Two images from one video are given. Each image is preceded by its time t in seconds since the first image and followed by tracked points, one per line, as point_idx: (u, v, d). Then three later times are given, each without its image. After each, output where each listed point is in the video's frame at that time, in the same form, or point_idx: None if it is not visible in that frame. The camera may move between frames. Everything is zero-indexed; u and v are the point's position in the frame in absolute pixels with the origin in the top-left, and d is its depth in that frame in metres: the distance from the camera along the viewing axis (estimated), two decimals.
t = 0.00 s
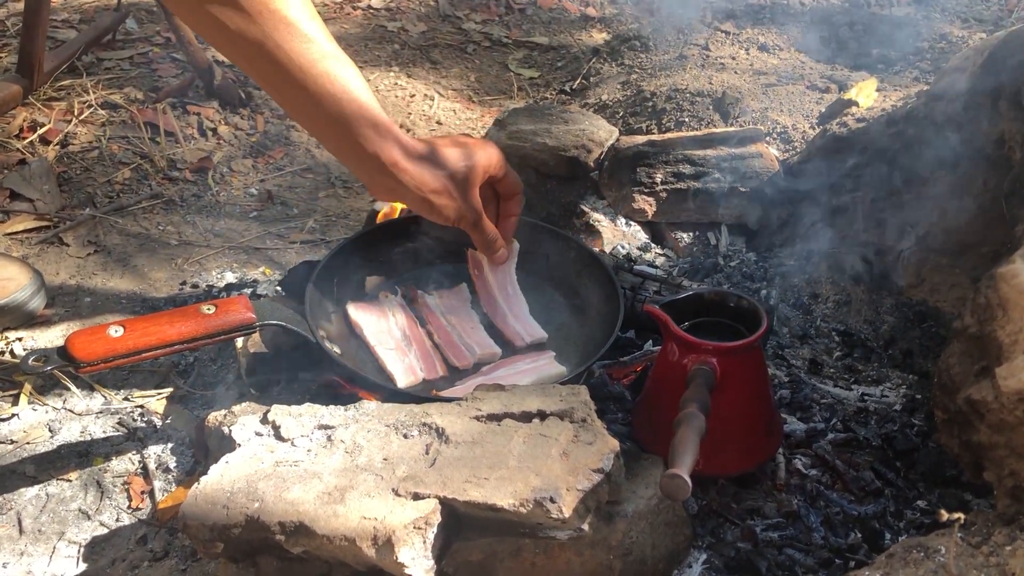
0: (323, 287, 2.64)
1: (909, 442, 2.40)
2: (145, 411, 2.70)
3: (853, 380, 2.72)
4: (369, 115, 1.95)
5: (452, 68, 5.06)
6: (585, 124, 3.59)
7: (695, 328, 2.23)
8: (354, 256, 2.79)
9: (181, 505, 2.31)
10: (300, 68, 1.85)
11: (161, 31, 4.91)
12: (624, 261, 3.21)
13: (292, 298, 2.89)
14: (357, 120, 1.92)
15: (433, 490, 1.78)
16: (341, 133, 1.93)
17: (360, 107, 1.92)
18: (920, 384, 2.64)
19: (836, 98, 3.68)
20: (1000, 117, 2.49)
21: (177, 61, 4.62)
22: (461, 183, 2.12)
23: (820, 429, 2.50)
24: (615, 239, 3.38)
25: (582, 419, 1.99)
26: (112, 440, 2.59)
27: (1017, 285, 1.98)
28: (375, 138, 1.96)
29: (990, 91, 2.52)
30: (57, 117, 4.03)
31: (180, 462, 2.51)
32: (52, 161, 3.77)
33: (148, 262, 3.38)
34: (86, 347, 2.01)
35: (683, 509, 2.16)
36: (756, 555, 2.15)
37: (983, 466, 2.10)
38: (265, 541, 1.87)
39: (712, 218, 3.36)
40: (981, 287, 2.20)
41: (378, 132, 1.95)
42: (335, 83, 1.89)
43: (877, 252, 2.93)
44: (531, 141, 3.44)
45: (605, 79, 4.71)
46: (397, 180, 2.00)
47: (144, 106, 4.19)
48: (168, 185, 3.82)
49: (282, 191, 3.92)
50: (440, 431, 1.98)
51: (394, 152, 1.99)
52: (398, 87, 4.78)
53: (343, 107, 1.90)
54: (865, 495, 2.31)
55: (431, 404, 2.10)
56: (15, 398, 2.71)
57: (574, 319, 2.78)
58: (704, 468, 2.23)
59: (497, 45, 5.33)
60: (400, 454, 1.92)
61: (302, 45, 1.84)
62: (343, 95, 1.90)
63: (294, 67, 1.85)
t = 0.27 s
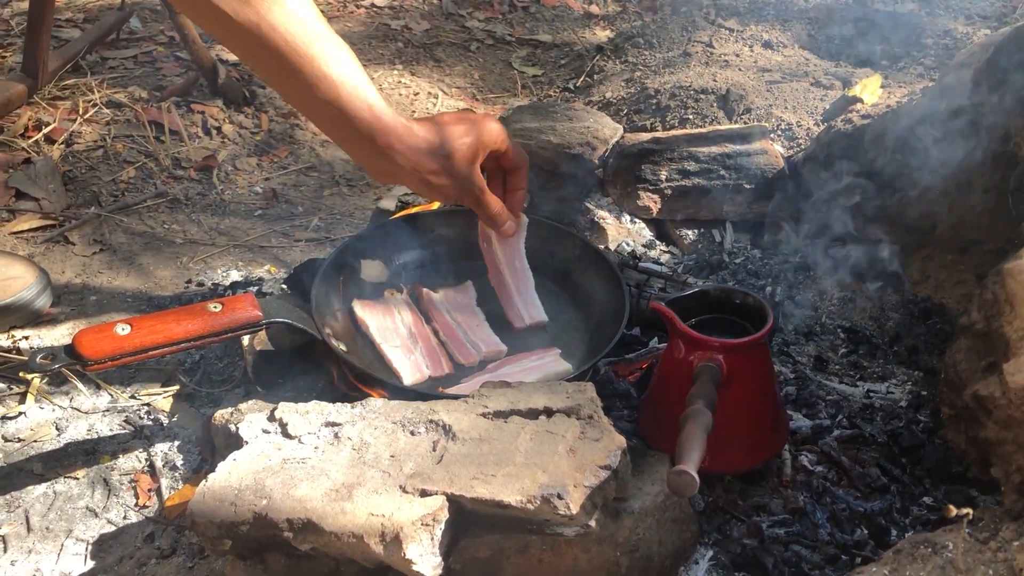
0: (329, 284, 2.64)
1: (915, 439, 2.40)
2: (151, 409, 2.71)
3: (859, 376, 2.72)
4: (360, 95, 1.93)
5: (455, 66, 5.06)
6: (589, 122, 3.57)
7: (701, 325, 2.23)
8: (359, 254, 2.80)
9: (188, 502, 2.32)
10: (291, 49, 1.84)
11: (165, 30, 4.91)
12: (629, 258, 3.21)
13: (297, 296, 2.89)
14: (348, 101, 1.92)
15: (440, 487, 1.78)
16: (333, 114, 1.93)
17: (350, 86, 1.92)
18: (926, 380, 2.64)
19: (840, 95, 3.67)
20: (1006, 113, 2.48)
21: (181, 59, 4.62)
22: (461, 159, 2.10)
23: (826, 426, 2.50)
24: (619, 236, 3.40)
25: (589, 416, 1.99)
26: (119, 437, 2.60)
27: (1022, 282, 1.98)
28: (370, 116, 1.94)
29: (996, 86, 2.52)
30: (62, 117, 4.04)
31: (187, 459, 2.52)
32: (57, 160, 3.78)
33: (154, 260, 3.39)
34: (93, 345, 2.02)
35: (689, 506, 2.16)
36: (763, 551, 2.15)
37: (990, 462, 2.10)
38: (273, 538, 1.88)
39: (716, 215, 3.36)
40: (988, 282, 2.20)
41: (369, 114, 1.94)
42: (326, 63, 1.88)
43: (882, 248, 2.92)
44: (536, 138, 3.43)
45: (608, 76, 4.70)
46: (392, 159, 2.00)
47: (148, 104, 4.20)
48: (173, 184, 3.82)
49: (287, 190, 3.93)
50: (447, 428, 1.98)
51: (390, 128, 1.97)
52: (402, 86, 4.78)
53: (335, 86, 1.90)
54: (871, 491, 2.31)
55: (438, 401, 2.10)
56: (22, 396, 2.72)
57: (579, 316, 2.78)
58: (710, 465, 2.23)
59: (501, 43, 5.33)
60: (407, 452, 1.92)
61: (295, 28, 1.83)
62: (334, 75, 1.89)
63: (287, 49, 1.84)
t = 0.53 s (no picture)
0: (331, 283, 2.64)
1: (917, 437, 2.40)
2: (154, 408, 2.71)
3: (860, 374, 2.71)
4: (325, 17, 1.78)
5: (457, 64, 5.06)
6: (591, 120, 3.55)
7: (702, 323, 2.23)
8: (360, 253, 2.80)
9: (190, 501, 2.33)
10: None
11: (167, 30, 4.92)
12: (630, 256, 3.21)
13: (300, 295, 2.89)
14: (313, 28, 1.77)
15: (441, 486, 1.78)
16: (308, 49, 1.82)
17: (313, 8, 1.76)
18: (928, 378, 2.63)
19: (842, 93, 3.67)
20: (1008, 110, 2.48)
21: (182, 59, 4.63)
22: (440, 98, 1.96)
23: (827, 424, 2.50)
24: (621, 235, 3.40)
25: (591, 414, 1.99)
26: (121, 437, 2.60)
27: None
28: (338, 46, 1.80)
29: (998, 84, 2.51)
30: (63, 116, 4.04)
31: (189, 458, 2.52)
32: (58, 159, 3.78)
33: (155, 260, 3.39)
34: (94, 345, 2.01)
35: (690, 504, 2.16)
36: (764, 550, 2.15)
37: (991, 460, 2.10)
38: (275, 537, 1.88)
39: (718, 213, 3.36)
40: (989, 280, 2.20)
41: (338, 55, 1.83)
42: None
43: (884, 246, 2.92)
44: (536, 137, 3.42)
45: (610, 75, 4.70)
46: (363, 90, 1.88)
47: (150, 104, 4.20)
48: (174, 183, 3.83)
49: (288, 189, 3.93)
50: (448, 426, 1.98)
51: (359, 56, 1.83)
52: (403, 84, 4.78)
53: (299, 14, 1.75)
54: (873, 490, 2.31)
55: (439, 400, 2.10)
56: (24, 396, 2.72)
57: (580, 315, 2.78)
58: (711, 463, 2.23)
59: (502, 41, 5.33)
60: (409, 450, 1.92)
61: None
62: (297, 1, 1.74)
63: None
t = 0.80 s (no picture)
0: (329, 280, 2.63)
1: (916, 433, 2.39)
2: (151, 405, 2.71)
3: (860, 371, 2.71)
4: (275, 89, 2.08)
5: (456, 62, 5.05)
6: (590, 117, 3.53)
7: (700, 319, 2.22)
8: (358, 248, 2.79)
9: (187, 498, 2.32)
10: (216, 52, 2.03)
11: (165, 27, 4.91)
12: (629, 253, 3.21)
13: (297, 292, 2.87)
14: (261, 95, 2.08)
15: (438, 482, 1.78)
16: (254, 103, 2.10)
17: (265, 81, 2.07)
18: (927, 374, 2.63)
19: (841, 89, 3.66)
20: (1006, 106, 2.47)
21: (181, 57, 4.62)
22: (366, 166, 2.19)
23: (826, 421, 2.49)
24: (620, 231, 3.46)
25: (588, 410, 1.98)
26: (119, 434, 2.60)
27: (1023, 275, 1.97)
28: (283, 116, 2.10)
29: (996, 79, 2.51)
30: (62, 114, 4.04)
31: (187, 456, 2.52)
32: (57, 157, 3.78)
33: (154, 257, 3.39)
34: (91, 341, 2.01)
35: (689, 501, 2.15)
36: (763, 546, 2.15)
37: (990, 455, 2.09)
38: (272, 533, 1.88)
39: (717, 210, 3.35)
40: (988, 275, 2.19)
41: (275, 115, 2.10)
42: (247, 60, 2.05)
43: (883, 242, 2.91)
44: (535, 133, 3.41)
45: (609, 72, 4.69)
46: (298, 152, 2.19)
47: (148, 101, 4.20)
48: (173, 180, 3.82)
49: (287, 186, 3.92)
50: (446, 423, 1.98)
51: (300, 127, 2.11)
52: (402, 82, 4.77)
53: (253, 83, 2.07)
54: (872, 486, 2.30)
55: (436, 396, 2.10)
56: (22, 393, 2.72)
57: (579, 311, 2.77)
58: (710, 460, 2.22)
59: (501, 39, 5.32)
60: (406, 447, 1.92)
61: (220, 33, 2.00)
62: (252, 72, 2.06)
63: (212, 50, 2.02)
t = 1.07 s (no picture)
0: (326, 278, 2.64)
1: (914, 431, 2.39)
2: (148, 403, 2.71)
3: (858, 368, 2.71)
4: (267, 96, 2.10)
5: (454, 59, 5.05)
6: (588, 114, 3.51)
7: (698, 317, 2.22)
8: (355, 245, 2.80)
9: (185, 496, 2.32)
10: (206, 54, 2.05)
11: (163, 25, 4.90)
12: (627, 250, 3.22)
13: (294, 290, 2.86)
14: (251, 100, 2.10)
15: (435, 479, 1.78)
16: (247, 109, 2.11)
17: (255, 86, 2.09)
18: (925, 372, 2.63)
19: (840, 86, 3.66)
20: (1004, 102, 2.47)
21: (178, 54, 4.62)
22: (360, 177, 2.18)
23: (824, 418, 2.49)
24: (618, 229, 3.47)
25: (586, 408, 1.98)
26: (116, 432, 2.60)
27: (1020, 271, 1.97)
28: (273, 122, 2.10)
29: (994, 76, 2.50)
30: (59, 111, 4.03)
31: (184, 453, 2.52)
32: (54, 155, 3.77)
33: (151, 255, 3.38)
34: (88, 339, 2.00)
35: (686, 498, 2.15)
36: (760, 543, 2.14)
37: (987, 452, 2.09)
38: (269, 531, 1.88)
39: (715, 207, 3.35)
40: (985, 272, 2.19)
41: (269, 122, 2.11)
42: (236, 64, 2.07)
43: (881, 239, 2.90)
44: (533, 131, 3.39)
45: (607, 69, 4.68)
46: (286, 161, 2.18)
47: (145, 99, 4.19)
48: (170, 178, 3.82)
49: (284, 184, 3.92)
50: (443, 420, 1.97)
51: (291, 133, 2.12)
52: (400, 80, 4.77)
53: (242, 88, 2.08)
54: (870, 483, 2.30)
55: (434, 393, 2.09)
56: (19, 391, 2.71)
57: (577, 308, 2.77)
58: (708, 457, 2.22)
59: (500, 36, 5.31)
60: (403, 444, 1.92)
61: (210, 35, 2.03)
62: (242, 76, 2.07)
63: (201, 52, 2.04)
